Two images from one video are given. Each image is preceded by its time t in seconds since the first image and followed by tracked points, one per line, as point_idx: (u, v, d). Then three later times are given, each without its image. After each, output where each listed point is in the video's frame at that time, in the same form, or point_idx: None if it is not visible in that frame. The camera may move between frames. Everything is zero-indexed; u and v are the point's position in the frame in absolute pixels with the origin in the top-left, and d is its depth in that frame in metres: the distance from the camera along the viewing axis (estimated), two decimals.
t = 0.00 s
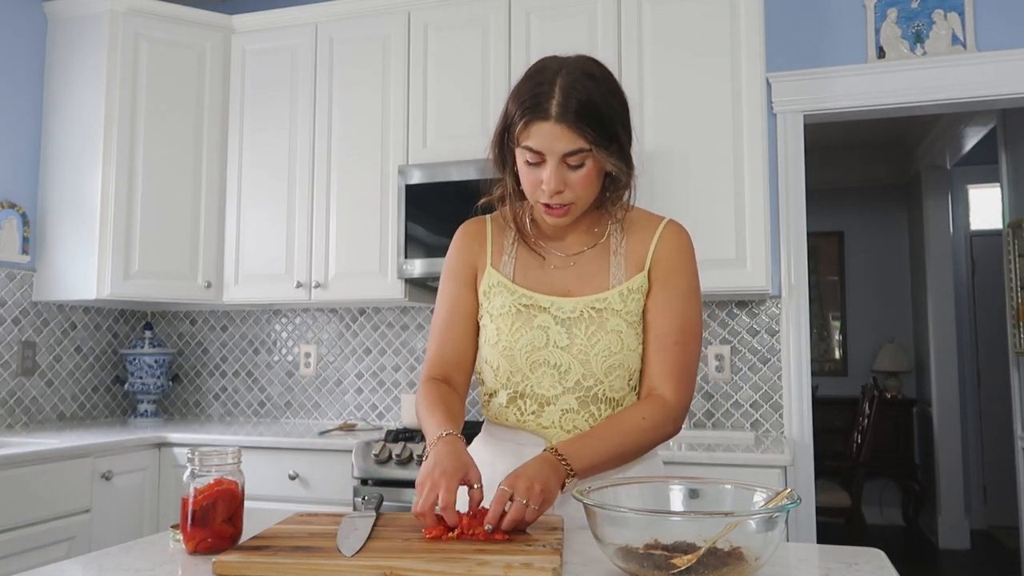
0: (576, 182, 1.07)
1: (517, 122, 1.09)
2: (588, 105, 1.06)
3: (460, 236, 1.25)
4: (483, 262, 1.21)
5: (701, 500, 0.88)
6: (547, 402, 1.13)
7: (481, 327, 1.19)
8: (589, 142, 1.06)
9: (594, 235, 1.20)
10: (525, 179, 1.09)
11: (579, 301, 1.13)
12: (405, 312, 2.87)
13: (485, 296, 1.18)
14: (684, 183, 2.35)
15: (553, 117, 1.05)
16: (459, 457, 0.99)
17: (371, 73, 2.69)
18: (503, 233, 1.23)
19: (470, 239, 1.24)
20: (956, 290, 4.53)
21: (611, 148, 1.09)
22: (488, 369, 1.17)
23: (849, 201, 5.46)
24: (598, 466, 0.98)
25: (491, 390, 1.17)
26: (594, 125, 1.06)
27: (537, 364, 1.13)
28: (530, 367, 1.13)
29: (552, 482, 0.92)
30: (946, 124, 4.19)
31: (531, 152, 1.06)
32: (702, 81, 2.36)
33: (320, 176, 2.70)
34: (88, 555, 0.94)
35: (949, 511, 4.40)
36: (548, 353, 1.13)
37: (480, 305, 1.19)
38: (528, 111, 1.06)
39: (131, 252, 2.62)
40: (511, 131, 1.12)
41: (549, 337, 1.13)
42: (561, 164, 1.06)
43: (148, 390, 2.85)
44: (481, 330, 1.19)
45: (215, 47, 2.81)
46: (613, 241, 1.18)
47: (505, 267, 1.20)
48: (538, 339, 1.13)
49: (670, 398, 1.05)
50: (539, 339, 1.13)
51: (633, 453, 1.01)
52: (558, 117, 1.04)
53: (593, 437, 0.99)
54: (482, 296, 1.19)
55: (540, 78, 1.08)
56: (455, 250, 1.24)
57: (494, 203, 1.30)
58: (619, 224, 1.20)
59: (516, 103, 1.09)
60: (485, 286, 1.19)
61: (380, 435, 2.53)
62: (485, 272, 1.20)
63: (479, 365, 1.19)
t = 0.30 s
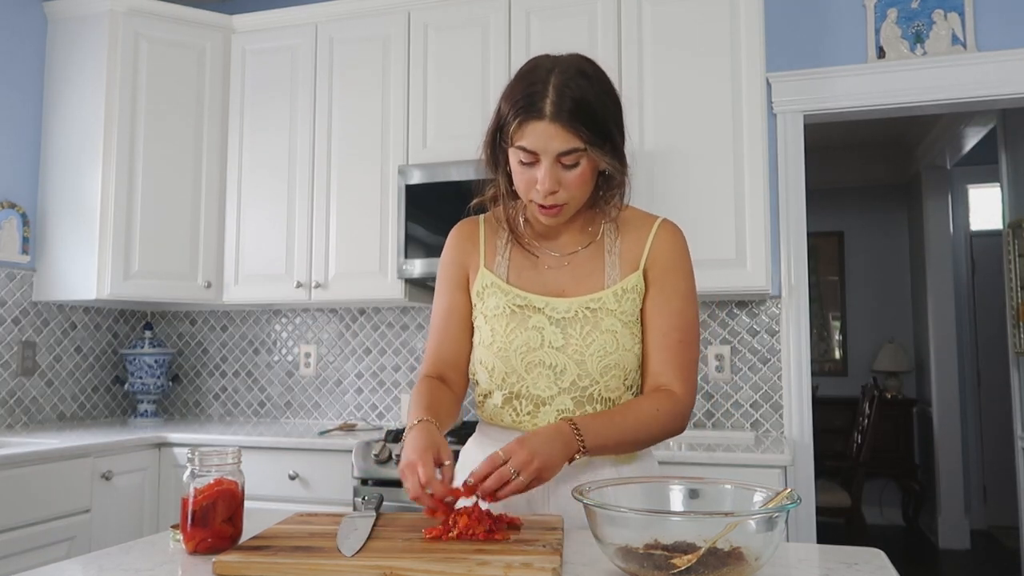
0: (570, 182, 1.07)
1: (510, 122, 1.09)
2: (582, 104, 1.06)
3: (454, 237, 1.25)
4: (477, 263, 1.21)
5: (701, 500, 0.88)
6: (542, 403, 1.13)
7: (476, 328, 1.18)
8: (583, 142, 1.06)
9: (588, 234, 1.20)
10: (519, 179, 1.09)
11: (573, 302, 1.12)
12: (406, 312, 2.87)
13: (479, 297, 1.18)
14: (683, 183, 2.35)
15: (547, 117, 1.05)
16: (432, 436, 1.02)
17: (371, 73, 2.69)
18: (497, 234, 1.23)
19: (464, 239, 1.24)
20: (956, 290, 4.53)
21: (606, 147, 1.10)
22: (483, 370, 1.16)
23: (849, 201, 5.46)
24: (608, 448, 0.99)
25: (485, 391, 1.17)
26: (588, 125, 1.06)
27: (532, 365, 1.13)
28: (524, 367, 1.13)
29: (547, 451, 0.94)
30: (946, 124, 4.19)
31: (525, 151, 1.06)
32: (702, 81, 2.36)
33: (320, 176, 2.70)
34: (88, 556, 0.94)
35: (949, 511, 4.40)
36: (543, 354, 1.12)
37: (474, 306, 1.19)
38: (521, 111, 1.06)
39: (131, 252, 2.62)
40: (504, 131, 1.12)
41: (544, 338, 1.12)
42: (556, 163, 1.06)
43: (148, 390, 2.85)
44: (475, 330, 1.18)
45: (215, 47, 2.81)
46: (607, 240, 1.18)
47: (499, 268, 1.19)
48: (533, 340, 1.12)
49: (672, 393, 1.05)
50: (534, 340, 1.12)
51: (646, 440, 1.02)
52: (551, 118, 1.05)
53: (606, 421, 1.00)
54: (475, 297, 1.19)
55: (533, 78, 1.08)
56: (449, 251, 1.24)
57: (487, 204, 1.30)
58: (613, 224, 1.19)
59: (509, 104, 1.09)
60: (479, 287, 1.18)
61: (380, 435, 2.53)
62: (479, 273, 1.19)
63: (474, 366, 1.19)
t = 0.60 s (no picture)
0: (568, 182, 1.07)
1: (507, 122, 1.09)
2: (580, 104, 1.06)
3: (452, 235, 1.25)
4: (472, 261, 1.21)
5: (701, 500, 0.88)
6: (534, 401, 1.13)
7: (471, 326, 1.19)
8: (580, 143, 1.06)
9: (583, 233, 1.20)
10: (517, 179, 1.09)
11: (566, 300, 1.12)
12: (406, 312, 2.87)
13: (474, 295, 1.18)
14: (683, 183, 2.35)
15: (545, 116, 1.05)
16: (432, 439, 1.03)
17: (371, 74, 2.69)
18: (493, 232, 1.23)
19: (463, 237, 1.24)
20: (956, 290, 4.53)
21: (603, 147, 1.10)
22: (476, 368, 1.16)
23: (848, 201, 5.46)
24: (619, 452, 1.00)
25: (479, 388, 1.17)
26: (586, 125, 1.06)
27: (524, 363, 1.13)
28: (517, 366, 1.13)
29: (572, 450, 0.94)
30: (946, 124, 4.19)
31: (522, 150, 1.06)
32: (702, 81, 2.36)
33: (320, 176, 2.70)
34: (88, 556, 0.94)
35: (949, 511, 4.40)
36: (536, 352, 1.12)
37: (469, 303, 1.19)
38: (519, 110, 1.06)
39: (131, 252, 2.62)
40: (501, 130, 1.12)
41: (537, 337, 1.12)
42: (553, 163, 1.06)
43: (148, 390, 2.85)
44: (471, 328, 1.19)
45: (215, 47, 2.81)
46: (603, 240, 1.18)
47: (494, 266, 1.19)
48: (526, 338, 1.12)
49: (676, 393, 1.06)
50: (526, 338, 1.12)
51: (650, 443, 1.03)
52: (549, 117, 1.05)
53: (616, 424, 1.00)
54: (471, 295, 1.19)
55: (531, 77, 1.08)
56: (449, 248, 1.24)
57: (483, 202, 1.30)
58: (609, 224, 1.19)
59: (506, 103, 1.09)
60: (474, 284, 1.18)
61: (380, 435, 2.53)
62: (474, 271, 1.20)
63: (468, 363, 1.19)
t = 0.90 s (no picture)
0: (567, 182, 1.07)
1: (509, 121, 1.09)
2: (582, 105, 1.06)
3: (452, 235, 1.25)
4: (472, 261, 1.21)
5: (702, 500, 0.88)
6: (534, 400, 1.13)
7: (471, 326, 1.19)
8: (582, 143, 1.06)
9: (583, 233, 1.20)
10: (516, 179, 1.09)
11: (566, 300, 1.13)
12: (406, 312, 2.87)
13: (474, 295, 1.18)
14: (682, 182, 2.35)
15: (548, 116, 1.05)
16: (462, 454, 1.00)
17: (371, 74, 2.69)
18: (493, 232, 1.23)
19: (463, 238, 1.24)
20: (956, 291, 4.53)
21: (604, 149, 1.10)
22: (476, 368, 1.16)
23: (848, 201, 5.46)
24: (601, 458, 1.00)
25: (479, 388, 1.17)
26: (588, 126, 1.06)
27: (523, 363, 1.13)
28: (517, 366, 1.13)
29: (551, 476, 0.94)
30: (946, 123, 4.19)
31: (524, 150, 1.06)
32: (702, 82, 2.36)
33: (320, 177, 2.70)
34: (88, 556, 0.94)
35: (949, 511, 4.40)
36: (536, 352, 1.12)
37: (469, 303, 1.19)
38: (522, 110, 1.06)
39: (131, 252, 2.62)
40: (502, 129, 1.12)
41: (536, 336, 1.12)
42: (554, 164, 1.06)
43: (148, 390, 2.85)
44: (472, 329, 1.18)
45: (215, 47, 2.81)
46: (602, 239, 1.18)
47: (493, 266, 1.19)
48: (525, 337, 1.13)
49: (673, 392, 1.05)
50: (526, 337, 1.13)
51: (647, 443, 1.03)
52: (552, 117, 1.05)
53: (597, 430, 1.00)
54: (471, 295, 1.19)
55: (533, 78, 1.08)
56: (449, 249, 1.24)
57: (483, 201, 1.30)
58: (608, 223, 1.19)
59: (509, 102, 1.09)
60: (474, 285, 1.18)
61: (380, 434, 2.53)
62: (474, 271, 1.19)
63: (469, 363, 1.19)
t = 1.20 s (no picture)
0: (574, 179, 1.07)
1: (517, 116, 1.09)
2: (592, 102, 1.06)
3: (452, 237, 1.25)
4: (471, 262, 1.21)
5: (701, 500, 0.88)
6: (534, 400, 1.13)
7: (471, 327, 1.19)
8: (591, 141, 1.06)
9: (582, 232, 1.20)
10: (521, 173, 1.08)
11: (565, 300, 1.13)
12: (406, 312, 2.87)
13: (473, 296, 1.18)
14: (682, 182, 2.35)
15: (559, 112, 1.05)
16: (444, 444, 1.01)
17: (371, 74, 2.69)
18: (493, 232, 1.23)
19: (462, 239, 1.24)
20: (956, 291, 4.53)
21: (611, 147, 1.10)
22: (476, 368, 1.16)
23: (849, 201, 5.46)
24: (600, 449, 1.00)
25: (479, 389, 1.17)
26: (597, 123, 1.07)
27: (523, 363, 1.13)
28: (517, 366, 1.13)
29: (548, 464, 0.94)
30: (946, 123, 4.19)
31: (533, 144, 1.06)
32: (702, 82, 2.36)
33: (320, 177, 2.70)
34: (88, 556, 0.94)
35: (949, 510, 4.40)
36: (535, 352, 1.12)
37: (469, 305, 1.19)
38: (531, 105, 1.06)
39: (131, 252, 2.62)
40: (509, 126, 1.12)
41: (535, 336, 1.12)
42: (562, 160, 1.06)
43: (148, 390, 2.85)
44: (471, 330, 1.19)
45: (215, 47, 2.81)
46: (601, 238, 1.18)
47: (493, 267, 1.19)
48: (525, 338, 1.13)
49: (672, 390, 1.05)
50: (525, 337, 1.13)
51: (646, 440, 1.03)
52: (563, 113, 1.05)
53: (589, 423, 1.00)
54: (470, 296, 1.19)
55: (541, 75, 1.08)
56: (449, 251, 1.24)
57: (483, 197, 1.30)
58: (607, 222, 1.19)
59: (516, 100, 1.09)
60: (473, 286, 1.18)
61: (379, 434, 2.53)
62: (474, 272, 1.19)
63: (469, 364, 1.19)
